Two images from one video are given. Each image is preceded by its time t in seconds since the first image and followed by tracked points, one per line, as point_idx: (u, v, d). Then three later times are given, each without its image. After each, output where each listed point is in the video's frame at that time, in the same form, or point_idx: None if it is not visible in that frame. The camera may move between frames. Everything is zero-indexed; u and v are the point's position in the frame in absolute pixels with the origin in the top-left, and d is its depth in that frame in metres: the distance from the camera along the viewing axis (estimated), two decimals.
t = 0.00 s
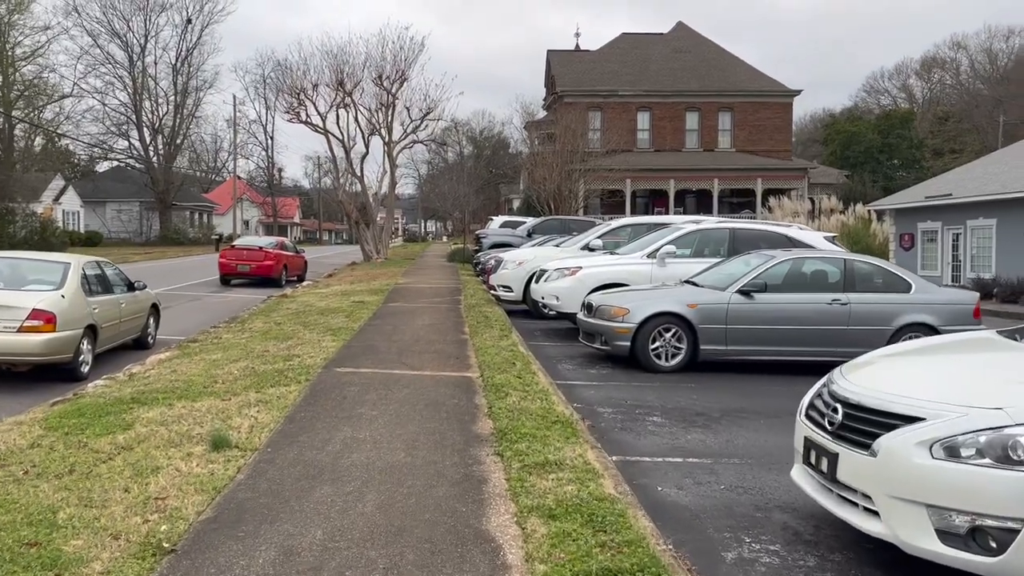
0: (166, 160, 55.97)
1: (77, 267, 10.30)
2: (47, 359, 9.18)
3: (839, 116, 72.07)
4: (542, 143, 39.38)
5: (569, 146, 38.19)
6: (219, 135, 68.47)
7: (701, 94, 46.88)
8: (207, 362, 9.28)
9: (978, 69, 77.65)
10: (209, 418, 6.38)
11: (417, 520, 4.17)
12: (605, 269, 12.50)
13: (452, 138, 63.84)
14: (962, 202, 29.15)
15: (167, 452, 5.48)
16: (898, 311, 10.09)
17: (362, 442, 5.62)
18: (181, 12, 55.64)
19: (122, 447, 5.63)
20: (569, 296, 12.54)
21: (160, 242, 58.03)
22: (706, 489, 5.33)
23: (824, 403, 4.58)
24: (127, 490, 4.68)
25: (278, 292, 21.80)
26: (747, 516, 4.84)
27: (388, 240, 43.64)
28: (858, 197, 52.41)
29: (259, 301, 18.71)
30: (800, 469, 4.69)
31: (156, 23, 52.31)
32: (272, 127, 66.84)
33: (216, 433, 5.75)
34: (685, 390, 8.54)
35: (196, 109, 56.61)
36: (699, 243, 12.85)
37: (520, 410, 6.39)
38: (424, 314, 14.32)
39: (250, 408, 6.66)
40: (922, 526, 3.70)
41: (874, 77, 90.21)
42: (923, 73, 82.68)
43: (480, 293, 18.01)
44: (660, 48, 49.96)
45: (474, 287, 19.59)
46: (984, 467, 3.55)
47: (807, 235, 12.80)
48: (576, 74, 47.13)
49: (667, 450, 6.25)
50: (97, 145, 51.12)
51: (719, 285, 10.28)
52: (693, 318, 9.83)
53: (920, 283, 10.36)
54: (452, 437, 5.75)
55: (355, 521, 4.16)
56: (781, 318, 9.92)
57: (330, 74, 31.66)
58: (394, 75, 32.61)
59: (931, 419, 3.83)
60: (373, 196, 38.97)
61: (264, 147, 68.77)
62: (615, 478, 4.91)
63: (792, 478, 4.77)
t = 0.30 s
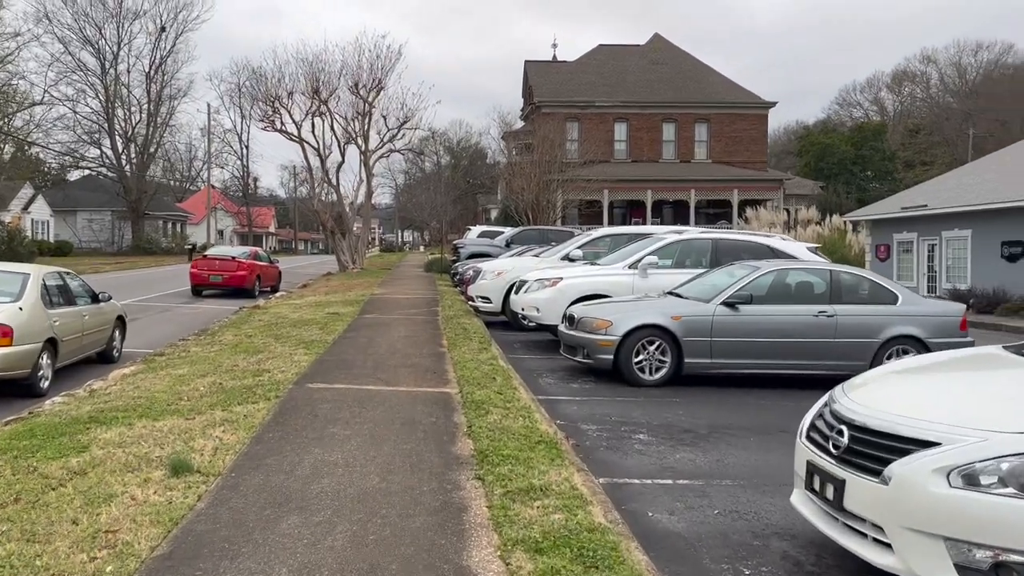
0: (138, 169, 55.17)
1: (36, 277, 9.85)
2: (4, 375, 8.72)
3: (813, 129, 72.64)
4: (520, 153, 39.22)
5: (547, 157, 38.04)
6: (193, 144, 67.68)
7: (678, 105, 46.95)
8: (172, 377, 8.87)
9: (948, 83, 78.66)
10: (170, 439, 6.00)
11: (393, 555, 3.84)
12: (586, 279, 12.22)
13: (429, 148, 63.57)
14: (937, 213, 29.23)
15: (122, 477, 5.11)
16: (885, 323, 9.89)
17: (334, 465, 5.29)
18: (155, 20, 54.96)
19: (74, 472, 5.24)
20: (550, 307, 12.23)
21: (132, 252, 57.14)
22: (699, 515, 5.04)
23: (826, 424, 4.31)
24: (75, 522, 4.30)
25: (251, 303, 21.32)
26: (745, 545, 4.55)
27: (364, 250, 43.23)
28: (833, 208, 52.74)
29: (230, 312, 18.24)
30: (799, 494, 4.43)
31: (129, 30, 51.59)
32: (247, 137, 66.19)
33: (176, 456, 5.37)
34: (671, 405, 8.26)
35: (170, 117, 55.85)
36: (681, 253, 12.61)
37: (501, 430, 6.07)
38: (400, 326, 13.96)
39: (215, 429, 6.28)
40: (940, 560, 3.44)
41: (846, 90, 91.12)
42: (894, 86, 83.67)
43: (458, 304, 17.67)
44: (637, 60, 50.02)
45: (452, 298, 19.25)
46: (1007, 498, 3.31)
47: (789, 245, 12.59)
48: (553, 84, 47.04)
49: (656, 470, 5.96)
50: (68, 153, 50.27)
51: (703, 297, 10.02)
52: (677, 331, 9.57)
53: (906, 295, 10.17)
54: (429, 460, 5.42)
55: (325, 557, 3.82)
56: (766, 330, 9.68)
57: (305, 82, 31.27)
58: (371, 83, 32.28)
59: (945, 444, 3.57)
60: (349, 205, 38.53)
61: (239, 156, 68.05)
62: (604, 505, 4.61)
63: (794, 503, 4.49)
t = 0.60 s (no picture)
0: (98, 180, 54.02)
1: None
2: None
3: (776, 145, 73.43)
4: (489, 167, 38.99)
5: (516, 170, 37.85)
6: (154, 156, 66.53)
7: (646, 120, 47.09)
8: (128, 400, 8.40)
9: (906, 100, 80.02)
10: (122, 470, 5.58)
11: None
12: (560, 295, 11.94)
13: (396, 162, 63.13)
14: (904, 228, 29.52)
15: (67, 515, 4.69)
16: (864, 341, 9.74)
17: (301, 500, 4.93)
18: (115, 29, 53.96)
19: (16, 509, 4.81)
20: (524, 324, 11.92)
21: (90, 265, 55.88)
22: (692, 549, 4.75)
23: (832, 456, 4.04)
24: (12, 570, 3.88)
25: (214, 319, 20.74)
26: None
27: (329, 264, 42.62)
28: (798, 223, 53.20)
29: (191, 329, 17.68)
30: (803, 529, 4.15)
31: (89, 39, 50.59)
32: (210, 148, 65.22)
33: (130, 491, 4.97)
34: (652, 428, 7.99)
35: (131, 128, 54.79)
36: (656, 269, 12.39)
37: (479, 458, 5.74)
38: (369, 344, 13.55)
39: (173, 458, 5.87)
40: None
41: (808, 107, 92.34)
42: (855, 103, 85.02)
43: (428, 320, 17.31)
44: (604, 74, 50.11)
45: (421, 314, 18.88)
46: None
47: (765, 261, 12.44)
48: (521, 98, 46.92)
49: (643, 500, 5.67)
50: (24, 165, 49.04)
51: (682, 314, 9.80)
52: (656, 349, 9.32)
53: (886, 312, 10.02)
54: (404, 492, 5.08)
55: None
56: (747, 349, 9.46)
57: (270, 93, 30.78)
58: (337, 95, 31.86)
59: (967, 481, 3.31)
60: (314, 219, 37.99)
61: (201, 168, 67.06)
62: (593, 543, 4.30)
63: (795, 538, 4.22)
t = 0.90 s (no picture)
0: (45, 194, 52.53)
1: None
2: None
3: (732, 163, 74.27)
4: (449, 183, 38.68)
5: (477, 186, 37.61)
6: (105, 169, 64.99)
7: (606, 137, 47.20)
8: (68, 426, 7.86)
9: (857, 121, 81.58)
10: (56, 508, 5.09)
11: None
12: (526, 314, 11.62)
13: (354, 177, 62.48)
14: (861, 246, 29.80)
15: None
16: (836, 361, 9.57)
17: (254, 540, 4.51)
18: (65, 39, 52.65)
19: None
20: (488, 342, 11.57)
21: (36, 281, 54.19)
22: None
23: (830, 491, 3.77)
24: None
25: (164, 337, 20.05)
26: None
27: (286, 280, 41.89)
28: (755, 240, 53.70)
29: (141, 348, 17.02)
30: (799, 570, 3.88)
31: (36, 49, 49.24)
32: (163, 161, 63.92)
33: (63, 534, 4.50)
34: (625, 453, 7.69)
35: (80, 140, 53.43)
36: (623, 286, 12.15)
37: (446, 490, 5.38)
38: (328, 364, 13.10)
39: (112, 493, 5.40)
40: None
41: (762, 126, 93.68)
42: (807, 122, 86.63)
43: (387, 338, 16.86)
44: (564, 91, 50.18)
45: (381, 331, 18.41)
46: None
47: (732, 279, 12.26)
48: (481, 114, 46.74)
49: (621, 533, 5.34)
50: None
51: (653, 332, 9.54)
52: (626, 370, 9.03)
53: (857, 331, 9.88)
54: (366, 530, 4.69)
55: None
56: (719, 368, 9.22)
57: (225, 105, 30.13)
58: (294, 107, 31.31)
59: (987, 522, 3.05)
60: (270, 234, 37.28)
61: (154, 182, 65.68)
62: None
63: None
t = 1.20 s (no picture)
0: None
1: None
2: None
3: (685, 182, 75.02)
4: (404, 199, 38.27)
5: (432, 202, 37.31)
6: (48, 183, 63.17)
7: (561, 155, 47.24)
8: None
9: (805, 141, 83.09)
10: None
11: None
12: (484, 333, 11.31)
13: (306, 193, 61.62)
14: (813, 264, 30.09)
15: None
16: (798, 382, 9.42)
17: None
18: (6, 49, 51.09)
19: None
20: (445, 362, 11.22)
21: None
22: None
23: (820, 532, 3.58)
24: None
25: (105, 356, 19.27)
26: None
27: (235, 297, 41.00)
28: (708, 258, 54.11)
29: (79, 368, 16.27)
30: None
31: None
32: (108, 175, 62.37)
33: None
34: (588, 480, 7.39)
35: (21, 153, 51.79)
36: (582, 304, 11.91)
37: (404, 526, 5.06)
38: (276, 385, 12.61)
39: (32, 533, 4.92)
40: None
41: (713, 146, 94.91)
42: (757, 142, 88.08)
43: (340, 358, 16.38)
44: (519, 108, 50.13)
45: (333, 350, 17.94)
46: None
47: (692, 297, 12.10)
48: (436, 130, 46.45)
49: (587, 569, 5.04)
50: None
51: (614, 352, 9.29)
52: (588, 391, 8.76)
53: (819, 351, 9.74)
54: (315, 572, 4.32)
55: None
56: (682, 389, 9.01)
57: (173, 118, 29.39)
58: (244, 121, 30.68)
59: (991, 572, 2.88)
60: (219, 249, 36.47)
61: (99, 196, 64.01)
62: None
63: None
